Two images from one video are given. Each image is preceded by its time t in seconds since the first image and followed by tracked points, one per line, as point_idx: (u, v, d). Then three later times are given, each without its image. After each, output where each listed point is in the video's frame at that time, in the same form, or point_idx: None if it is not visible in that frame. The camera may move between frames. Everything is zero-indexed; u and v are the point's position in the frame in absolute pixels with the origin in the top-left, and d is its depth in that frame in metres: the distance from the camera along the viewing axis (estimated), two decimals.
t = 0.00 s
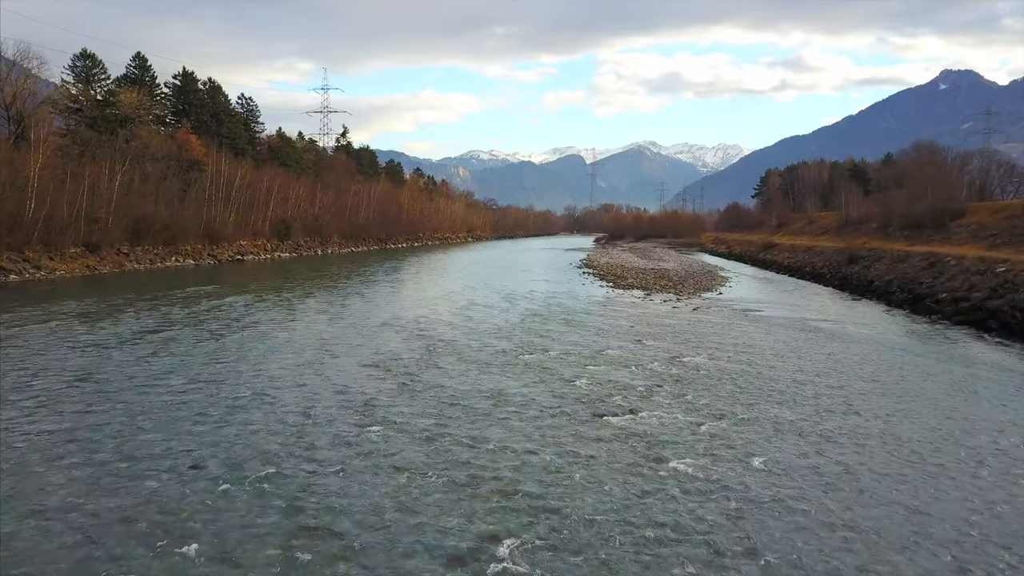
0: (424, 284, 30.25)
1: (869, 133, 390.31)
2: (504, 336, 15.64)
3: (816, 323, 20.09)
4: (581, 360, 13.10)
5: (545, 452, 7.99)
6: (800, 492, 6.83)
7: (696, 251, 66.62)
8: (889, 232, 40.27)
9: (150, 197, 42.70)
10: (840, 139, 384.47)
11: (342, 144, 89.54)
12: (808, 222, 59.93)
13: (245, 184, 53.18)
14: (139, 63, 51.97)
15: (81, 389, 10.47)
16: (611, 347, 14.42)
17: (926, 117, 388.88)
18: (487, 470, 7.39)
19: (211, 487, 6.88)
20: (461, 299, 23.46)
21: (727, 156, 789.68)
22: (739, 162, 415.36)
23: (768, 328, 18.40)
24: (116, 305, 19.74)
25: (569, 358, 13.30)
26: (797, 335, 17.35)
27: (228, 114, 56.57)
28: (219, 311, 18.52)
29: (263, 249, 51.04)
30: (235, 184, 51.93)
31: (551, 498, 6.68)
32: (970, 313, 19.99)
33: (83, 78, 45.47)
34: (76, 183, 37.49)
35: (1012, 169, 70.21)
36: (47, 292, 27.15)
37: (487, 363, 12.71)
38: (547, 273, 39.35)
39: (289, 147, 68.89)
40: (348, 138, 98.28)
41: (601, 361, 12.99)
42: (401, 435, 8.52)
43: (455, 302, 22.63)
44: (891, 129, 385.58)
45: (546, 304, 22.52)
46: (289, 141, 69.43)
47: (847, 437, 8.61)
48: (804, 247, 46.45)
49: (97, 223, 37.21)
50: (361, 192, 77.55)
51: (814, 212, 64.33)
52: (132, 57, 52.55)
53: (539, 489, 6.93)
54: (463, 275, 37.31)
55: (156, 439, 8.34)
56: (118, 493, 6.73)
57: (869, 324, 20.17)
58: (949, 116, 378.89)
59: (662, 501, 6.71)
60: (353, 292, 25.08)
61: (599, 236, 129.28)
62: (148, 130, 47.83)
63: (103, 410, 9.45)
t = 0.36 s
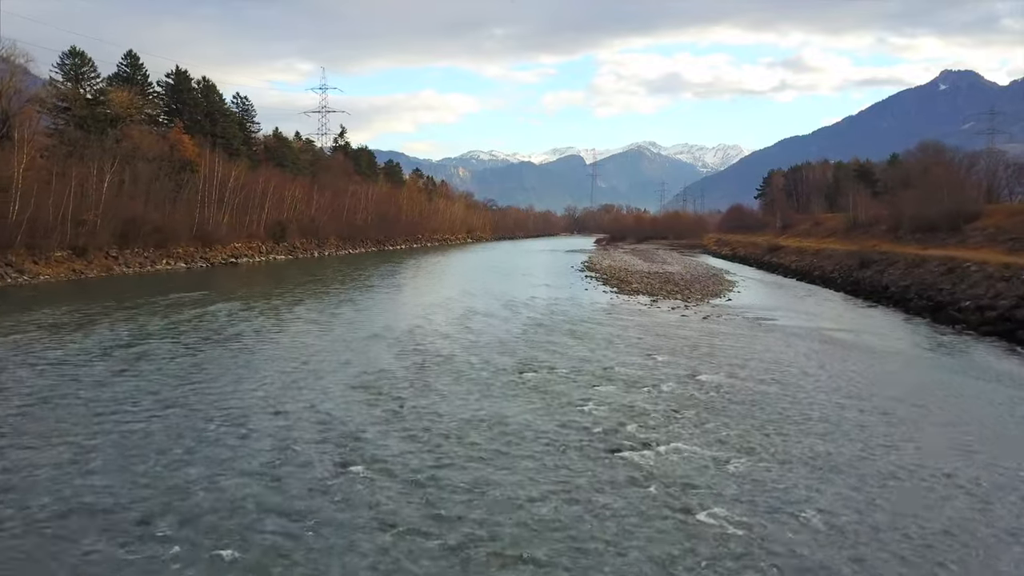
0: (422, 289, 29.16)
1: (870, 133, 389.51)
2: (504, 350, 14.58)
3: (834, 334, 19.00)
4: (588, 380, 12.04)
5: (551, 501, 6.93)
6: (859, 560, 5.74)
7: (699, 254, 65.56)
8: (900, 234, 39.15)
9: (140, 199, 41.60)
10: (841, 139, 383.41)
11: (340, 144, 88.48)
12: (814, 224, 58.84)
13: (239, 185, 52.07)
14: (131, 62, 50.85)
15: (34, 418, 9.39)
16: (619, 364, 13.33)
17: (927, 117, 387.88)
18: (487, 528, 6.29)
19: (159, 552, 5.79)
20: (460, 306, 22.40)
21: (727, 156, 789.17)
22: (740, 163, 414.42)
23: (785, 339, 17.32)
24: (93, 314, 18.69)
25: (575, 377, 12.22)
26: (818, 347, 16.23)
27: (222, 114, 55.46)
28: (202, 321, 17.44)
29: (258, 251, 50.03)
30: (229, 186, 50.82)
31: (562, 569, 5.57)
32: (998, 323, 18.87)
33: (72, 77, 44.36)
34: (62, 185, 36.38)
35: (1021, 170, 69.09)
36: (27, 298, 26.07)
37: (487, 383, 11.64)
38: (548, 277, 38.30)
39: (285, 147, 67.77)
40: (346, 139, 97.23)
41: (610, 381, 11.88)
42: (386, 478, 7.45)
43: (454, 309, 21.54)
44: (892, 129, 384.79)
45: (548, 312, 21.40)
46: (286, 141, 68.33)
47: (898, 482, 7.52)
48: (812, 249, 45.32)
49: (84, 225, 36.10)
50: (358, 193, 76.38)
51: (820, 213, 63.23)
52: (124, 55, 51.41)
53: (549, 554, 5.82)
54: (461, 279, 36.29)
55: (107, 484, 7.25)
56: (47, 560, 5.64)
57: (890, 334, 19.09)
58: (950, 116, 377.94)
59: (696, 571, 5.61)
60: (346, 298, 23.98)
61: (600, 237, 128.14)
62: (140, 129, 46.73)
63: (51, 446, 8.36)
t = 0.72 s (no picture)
0: (418, 296, 28.10)
1: (871, 133, 387.29)
2: (504, 367, 13.51)
3: (853, 345, 17.95)
4: (596, 404, 10.97)
5: (558, 567, 5.86)
6: None
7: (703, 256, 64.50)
8: (913, 237, 38.00)
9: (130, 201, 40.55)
10: (842, 139, 382.16)
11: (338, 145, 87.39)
12: (820, 226, 57.73)
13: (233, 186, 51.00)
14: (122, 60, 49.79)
15: None
16: (629, 384, 12.25)
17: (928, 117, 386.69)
18: None
19: None
20: (457, 315, 21.34)
21: (727, 156, 788.27)
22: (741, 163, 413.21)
23: (804, 352, 16.28)
24: (67, 325, 17.64)
25: (581, 400, 11.15)
26: (840, 363, 15.18)
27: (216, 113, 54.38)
28: (181, 333, 16.39)
29: (252, 254, 49.04)
30: (223, 187, 49.75)
31: None
32: None
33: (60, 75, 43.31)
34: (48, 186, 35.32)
35: None
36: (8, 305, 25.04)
37: (484, 409, 10.57)
38: (550, 281, 37.29)
39: (281, 147, 66.67)
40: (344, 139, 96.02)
41: (619, 406, 10.81)
42: (365, 534, 6.42)
43: (450, 319, 20.46)
44: (892, 130, 383.82)
45: (550, 321, 20.32)
46: (282, 142, 67.22)
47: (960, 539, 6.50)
48: (819, 253, 44.22)
49: (70, 228, 35.04)
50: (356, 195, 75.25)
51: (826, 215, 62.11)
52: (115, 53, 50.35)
53: None
54: (460, 283, 35.24)
55: (41, 540, 6.25)
56: None
57: (913, 344, 18.04)
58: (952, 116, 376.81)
59: None
60: (339, 306, 22.93)
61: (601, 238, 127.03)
62: (131, 129, 45.62)
63: None
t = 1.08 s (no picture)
0: (415, 302, 26.97)
1: (872, 133, 386.58)
2: (504, 386, 12.45)
3: (875, 358, 16.92)
4: (606, 433, 9.90)
5: None
6: None
7: (705, 258, 63.52)
8: (925, 240, 36.95)
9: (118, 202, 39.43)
10: (843, 139, 381.22)
11: (336, 145, 86.42)
12: (826, 228, 56.64)
13: (226, 187, 49.94)
14: (113, 58, 48.73)
15: None
16: (641, 407, 11.21)
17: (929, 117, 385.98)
18: None
19: None
20: (455, 324, 20.23)
21: (727, 156, 788.43)
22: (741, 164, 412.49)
23: (824, 367, 15.25)
24: (38, 337, 16.54)
25: (590, 428, 10.08)
26: (865, 379, 14.11)
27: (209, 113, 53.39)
28: (158, 346, 15.31)
29: (246, 257, 47.98)
30: (216, 188, 48.67)
31: None
32: None
33: (48, 73, 42.23)
34: (32, 187, 34.23)
35: None
36: None
37: (482, 438, 9.51)
38: (550, 285, 36.31)
39: (277, 148, 65.57)
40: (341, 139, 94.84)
41: (633, 435, 9.76)
42: None
43: (447, 329, 19.34)
44: (893, 130, 383.05)
45: (553, 331, 19.21)
46: (278, 142, 66.14)
47: None
48: (827, 255, 43.16)
49: (56, 230, 33.96)
50: (354, 195, 74.13)
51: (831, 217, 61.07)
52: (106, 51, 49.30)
53: None
54: (458, 288, 34.10)
55: None
56: None
57: (939, 356, 16.98)
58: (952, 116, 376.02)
59: None
60: (330, 314, 21.81)
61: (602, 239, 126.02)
62: (121, 129, 44.50)
63: None
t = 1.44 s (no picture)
0: (410, 308, 25.83)
1: (873, 134, 385.70)
2: (505, 409, 11.38)
3: (901, 372, 15.86)
4: (619, 468, 8.87)
5: None
6: None
7: (709, 260, 62.52)
8: (937, 243, 35.90)
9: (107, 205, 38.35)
10: (843, 139, 380.37)
11: (333, 146, 85.38)
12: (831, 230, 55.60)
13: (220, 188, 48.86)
14: (104, 56, 47.71)
15: None
16: (657, 436, 10.15)
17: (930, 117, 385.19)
18: None
19: None
20: (451, 334, 19.12)
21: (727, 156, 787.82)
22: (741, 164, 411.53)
23: (849, 384, 14.18)
24: (4, 350, 15.42)
25: (602, 462, 9.04)
26: (894, 398, 13.08)
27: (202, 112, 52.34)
28: (131, 361, 14.19)
29: (240, 259, 46.87)
30: (209, 189, 47.60)
31: None
32: None
33: (36, 71, 41.19)
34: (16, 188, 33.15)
35: None
36: None
37: (481, 476, 8.45)
38: (551, 289, 35.27)
39: (273, 148, 64.49)
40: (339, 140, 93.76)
41: (650, 472, 8.71)
42: None
43: (442, 339, 18.24)
44: (893, 130, 382.37)
45: (556, 342, 18.09)
46: (274, 142, 65.04)
47: None
48: (835, 259, 42.12)
49: (41, 233, 32.87)
50: (351, 197, 73.11)
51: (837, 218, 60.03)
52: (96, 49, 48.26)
53: None
54: (456, 292, 33.06)
55: None
56: None
57: (967, 370, 15.95)
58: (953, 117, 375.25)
59: None
60: (320, 322, 20.67)
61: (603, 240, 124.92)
62: (111, 128, 43.35)
63: None
